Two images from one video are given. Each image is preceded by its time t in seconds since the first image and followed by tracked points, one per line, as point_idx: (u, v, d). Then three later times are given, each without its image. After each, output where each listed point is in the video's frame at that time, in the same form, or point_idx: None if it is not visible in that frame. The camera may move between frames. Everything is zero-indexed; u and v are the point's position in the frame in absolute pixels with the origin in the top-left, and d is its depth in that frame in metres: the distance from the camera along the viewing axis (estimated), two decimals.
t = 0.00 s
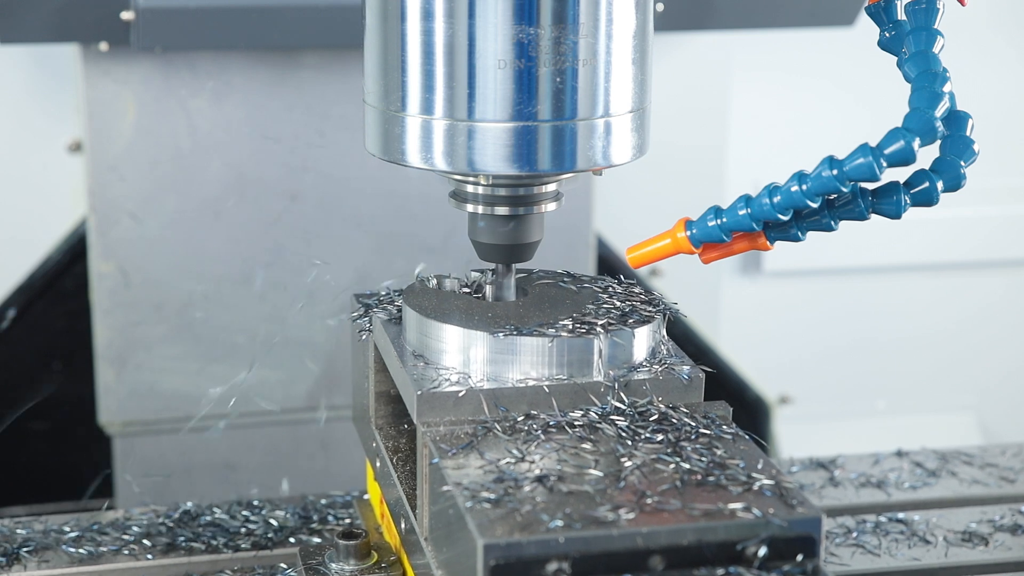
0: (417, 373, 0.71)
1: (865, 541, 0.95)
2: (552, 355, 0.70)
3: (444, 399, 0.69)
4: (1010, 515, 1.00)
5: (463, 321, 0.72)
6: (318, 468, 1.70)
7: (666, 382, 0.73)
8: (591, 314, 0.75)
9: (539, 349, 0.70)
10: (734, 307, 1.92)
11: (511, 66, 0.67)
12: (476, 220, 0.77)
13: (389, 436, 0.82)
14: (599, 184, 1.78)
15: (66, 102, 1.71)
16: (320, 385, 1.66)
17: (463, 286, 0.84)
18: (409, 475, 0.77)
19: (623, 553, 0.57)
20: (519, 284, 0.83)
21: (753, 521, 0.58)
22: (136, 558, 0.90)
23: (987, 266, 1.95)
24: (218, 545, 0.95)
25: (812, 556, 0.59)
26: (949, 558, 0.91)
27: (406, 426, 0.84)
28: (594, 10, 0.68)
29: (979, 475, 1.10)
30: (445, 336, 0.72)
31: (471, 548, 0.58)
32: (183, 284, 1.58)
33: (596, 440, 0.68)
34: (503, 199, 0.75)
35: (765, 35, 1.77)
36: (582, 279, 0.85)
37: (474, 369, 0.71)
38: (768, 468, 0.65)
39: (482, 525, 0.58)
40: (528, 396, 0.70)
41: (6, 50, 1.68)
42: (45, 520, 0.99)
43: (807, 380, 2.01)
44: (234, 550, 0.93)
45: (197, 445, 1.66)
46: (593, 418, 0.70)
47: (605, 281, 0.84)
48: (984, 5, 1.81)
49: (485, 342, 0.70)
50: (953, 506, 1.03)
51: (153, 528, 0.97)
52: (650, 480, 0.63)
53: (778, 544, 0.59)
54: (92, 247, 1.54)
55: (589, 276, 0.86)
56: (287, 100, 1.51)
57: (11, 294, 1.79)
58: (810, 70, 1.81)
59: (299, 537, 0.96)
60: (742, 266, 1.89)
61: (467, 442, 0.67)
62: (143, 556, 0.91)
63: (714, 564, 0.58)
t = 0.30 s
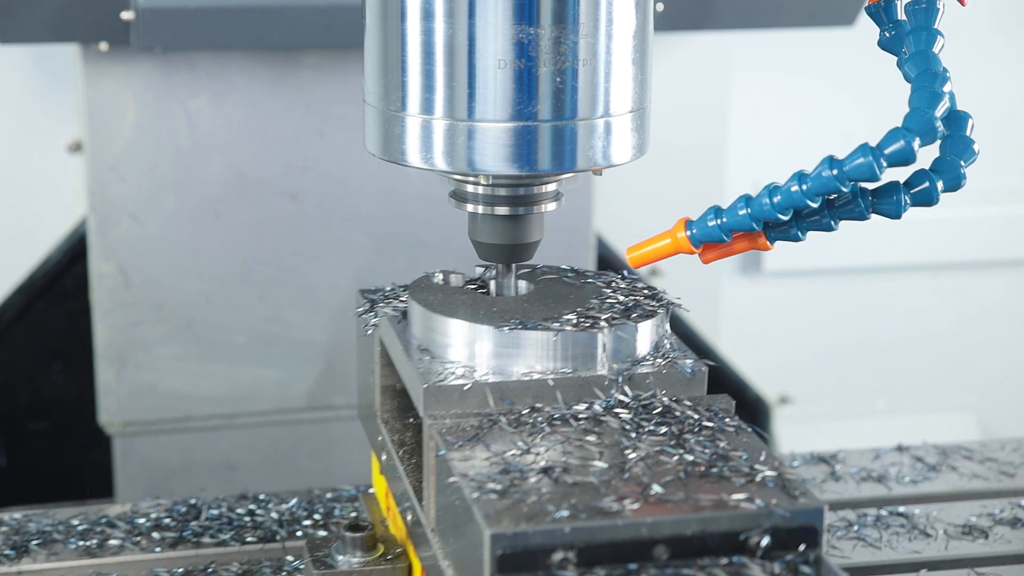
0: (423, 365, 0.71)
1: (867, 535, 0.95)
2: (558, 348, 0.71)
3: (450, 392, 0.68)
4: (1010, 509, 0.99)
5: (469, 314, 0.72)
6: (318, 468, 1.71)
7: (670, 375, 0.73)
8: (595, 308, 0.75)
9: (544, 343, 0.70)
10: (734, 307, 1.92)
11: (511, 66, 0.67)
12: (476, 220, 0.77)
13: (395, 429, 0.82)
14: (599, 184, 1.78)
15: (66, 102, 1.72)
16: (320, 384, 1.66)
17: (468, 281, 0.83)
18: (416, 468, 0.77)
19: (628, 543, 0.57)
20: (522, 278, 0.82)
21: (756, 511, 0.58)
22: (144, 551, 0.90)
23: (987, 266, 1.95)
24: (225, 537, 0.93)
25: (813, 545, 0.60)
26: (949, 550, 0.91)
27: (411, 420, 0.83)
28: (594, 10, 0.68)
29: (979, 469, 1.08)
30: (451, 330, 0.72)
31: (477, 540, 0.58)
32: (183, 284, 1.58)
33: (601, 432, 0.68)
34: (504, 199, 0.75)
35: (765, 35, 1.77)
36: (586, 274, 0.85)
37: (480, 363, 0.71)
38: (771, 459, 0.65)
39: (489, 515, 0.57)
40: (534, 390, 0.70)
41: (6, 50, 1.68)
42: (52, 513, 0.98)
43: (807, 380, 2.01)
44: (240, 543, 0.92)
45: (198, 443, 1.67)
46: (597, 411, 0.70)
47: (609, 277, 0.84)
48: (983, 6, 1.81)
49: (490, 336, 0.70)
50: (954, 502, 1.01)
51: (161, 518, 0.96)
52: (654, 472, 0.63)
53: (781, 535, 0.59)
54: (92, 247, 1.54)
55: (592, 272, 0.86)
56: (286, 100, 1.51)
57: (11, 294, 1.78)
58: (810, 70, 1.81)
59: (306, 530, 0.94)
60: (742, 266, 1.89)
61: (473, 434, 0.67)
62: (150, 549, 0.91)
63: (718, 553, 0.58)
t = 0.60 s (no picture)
0: (440, 360, 0.71)
1: (878, 530, 0.94)
2: (574, 343, 0.71)
3: (468, 386, 0.69)
4: (1019, 503, 0.99)
5: (485, 310, 0.72)
6: (318, 468, 1.72)
7: (686, 370, 0.73)
8: (611, 303, 0.75)
9: (560, 338, 0.70)
10: (735, 307, 1.93)
11: (511, 66, 0.67)
12: (476, 220, 0.77)
13: (411, 425, 0.82)
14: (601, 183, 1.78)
15: (67, 102, 1.74)
16: (320, 385, 1.66)
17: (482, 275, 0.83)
18: (432, 462, 0.77)
19: (647, 535, 0.57)
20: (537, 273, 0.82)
21: (772, 503, 0.58)
22: (162, 544, 0.90)
23: (986, 266, 1.95)
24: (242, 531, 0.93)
25: (830, 538, 0.59)
26: (960, 545, 0.91)
27: (427, 415, 0.84)
28: (594, 10, 0.68)
29: (988, 464, 1.08)
30: (468, 325, 0.72)
31: (498, 529, 0.58)
32: (183, 284, 1.57)
33: (617, 426, 0.68)
34: (504, 199, 0.75)
35: (765, 35, 1.78)
36: (600, 270, 0.84)
37: (497, 357, 0.71)
38: (786, 453, 0.65)
39: (508, 507, 0.57)
40: (550, 383, 0.70)
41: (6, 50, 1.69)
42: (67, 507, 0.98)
43: (807, 380, 2.02)
44: (256, 538, 0.91)
45: (198, 444, 1.66)
46: (613, 405, 0.70)
47: (624, 273, 0.84)
48: (984, 6, 1.82)
49: (508, 331, 0.70)
50: (962, 496, 1.02)
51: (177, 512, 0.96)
52: (671, 465, 0.63)
53: (797, 527, 0.59)
54: (92, 247, 1.53)
55: (607, 268, 0.86)
56: (286, 100, 1.51)
57: (11, 294, 1.77)
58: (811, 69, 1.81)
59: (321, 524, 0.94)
60: (743, 266, 1.91)
61: (491, 428, 0.67)
62: (167, 542, 0.90)
63: (735, 545, 0.59)
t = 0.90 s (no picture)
0: (424, 358, 0.71)
1: (863, 528, 0.94)
2: (557, 340, 0.71)
3: (451, 384, 0.68)
4: (1005, 502, 0.99)
5: (469, 308, 0.72)
6: (318, 467, 1.72)
7: (667, 367, 0.73)
8: (594, 300, 0.75)
9: (543, 335, 0.70)
10: (734, 307, 1.92)
11: (511, 66, 0.67)
12: (476, 221, 0.77)
13: (396, 422, 0.82)
14: (600, 184, 1.77)
15: (66, 102, 1.74)
16: (320, 384, 1.66)
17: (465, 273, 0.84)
18: (416, 460, 0.77)
19: (625, 531, 0.57)
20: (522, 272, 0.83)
21: (751, 500, 0.58)
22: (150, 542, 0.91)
23: (987, 266, 1.95)
24: (229, 529, 0.94)
25: (809, 534, 0.60)
26: (944, 543, 0.91)
27: (412, 413, 0.83)
28: (594, 10, 0.68)
29: (974, 462, 1.08)
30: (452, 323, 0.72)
31: (477, 528, 0.58)
32: (183, 284, 1.58)
33: (599, 423, 0.68)
34: (504, 199, 0.75)
35: (765, 35, 1.77)
36: (584, 268, 0.85)
37: (480, 355, 0.71)
38: (768, 449, 0.64)
39: (489, 504, 0.57)
40: (533, 381, 0.70)
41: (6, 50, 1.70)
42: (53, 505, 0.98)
43: (807, 380, 2.01)
44: (243, 536, 0.92)
45: (198, 443, 1.67)
46: (596, 402, 0.70)
47: (609, 271, 0.84)
48: (984, 5, 1.81)
49: (491, 328, 0.70)
50: (948, 494, 1.01)
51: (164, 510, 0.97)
52: (651, 462, 0.63)
53: (776, 523, 0.59)
54: (92, 247, 1.54)
55: (591, 266, 0.86)
56: (287, 100, 1.51)
57: (12, 294, 1.78)
58: (811, 69, 1.81)
59: (307, 522, 0.95)
60: (742, 266, 1.89)
61: (473, 425, 0.67)
62: (154, 540, 0.91)
63: (714, 542, 0.59)
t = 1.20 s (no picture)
0: (405, 363, 0.71)
1: (851, 532, 0.95)
2: (539, 345, 0.71)
3: (431, 389, 0.69)
4: (993, 506, 0.99)
5: (451, 312, 0.72)
6: (317, 468, 1.71)
7: (650, 372, 0.73)
8: (577, 305, 0.75)
9: (526, 340, 0.70)
10: (733, 307, 1.92)
11: (511, 66, 0.67)
12: (476, 220, 0.77)
13: (379, 427, 0.83)
14: (599, 184, 1.77)
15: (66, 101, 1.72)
16: (319, 384, 1.66)
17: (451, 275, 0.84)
18: (399, 465, 0.78)
19: (606, 539, 0.57)
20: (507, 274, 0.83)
21: (733, 507, 0.58)
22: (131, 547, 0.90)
23: (986, 266, 1.95)
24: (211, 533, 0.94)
25: (791, 541, 0.60)
26: (932, 548, 0.91)
27: (395, 417, 0.84)
28: (594, 10, 0.68)
29: (964, 466, 1.08)
30: (434, 328, 0.72)
31: (456, 536, 0.58)
32: (183, 284, 1.58)
33: (581, 429, 0.68)
34: (504, 199, 0.75)
35: (765, 35, 1.77)
36: (568, 272, 0.85)
37: (462, 359, 0.71)
38: (749, 455, 0.65)
39: (467, 511, 0.58)
40: (515, 386, 0.71)
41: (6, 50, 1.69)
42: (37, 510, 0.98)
43: (807, 380, 2.01)
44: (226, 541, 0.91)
45: (199, 444, 1.67)
46: (578, 407, 0.70)
47: (592, 274, 0.84)
48: (983, 5, 1.81)
49: (473, 333, 0.70)
50: (938, 498, 1.01)
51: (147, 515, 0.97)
52: (633, 468, 0.63)
53: (758, 530, 0.59)
54: (92, 247, 1.54)
55: (576, 269, 0.86)
56: (287, 100, 1.51)
57: (11, 294, 1.79)
58: (810, 70, 1.81)
59: (291, 527, 0.95)
60: (742, 266, 1.90)
61: (454, 431, 0.67)
62: (136, 545, 0.91)
63: (695, 549, 0.59)
